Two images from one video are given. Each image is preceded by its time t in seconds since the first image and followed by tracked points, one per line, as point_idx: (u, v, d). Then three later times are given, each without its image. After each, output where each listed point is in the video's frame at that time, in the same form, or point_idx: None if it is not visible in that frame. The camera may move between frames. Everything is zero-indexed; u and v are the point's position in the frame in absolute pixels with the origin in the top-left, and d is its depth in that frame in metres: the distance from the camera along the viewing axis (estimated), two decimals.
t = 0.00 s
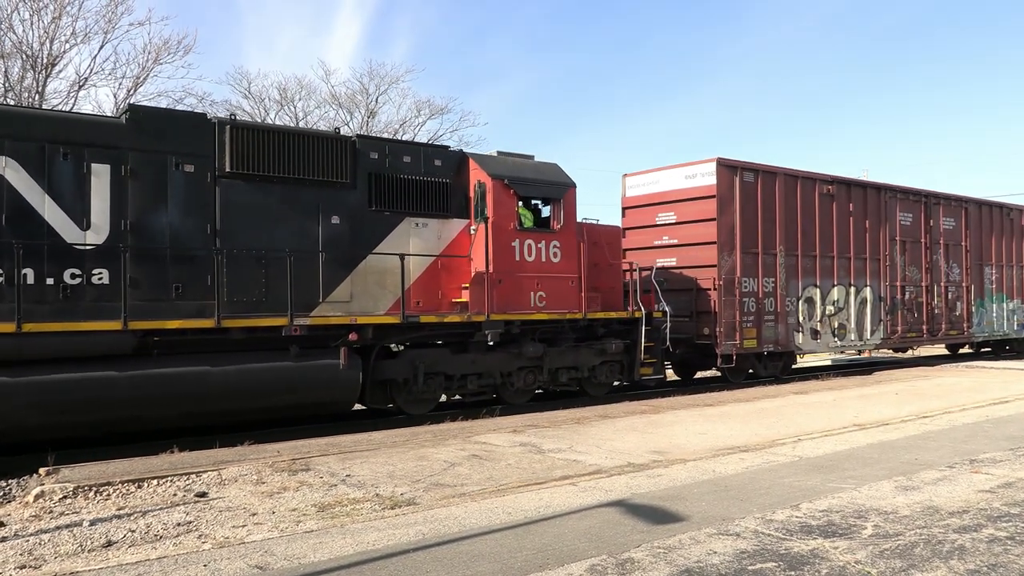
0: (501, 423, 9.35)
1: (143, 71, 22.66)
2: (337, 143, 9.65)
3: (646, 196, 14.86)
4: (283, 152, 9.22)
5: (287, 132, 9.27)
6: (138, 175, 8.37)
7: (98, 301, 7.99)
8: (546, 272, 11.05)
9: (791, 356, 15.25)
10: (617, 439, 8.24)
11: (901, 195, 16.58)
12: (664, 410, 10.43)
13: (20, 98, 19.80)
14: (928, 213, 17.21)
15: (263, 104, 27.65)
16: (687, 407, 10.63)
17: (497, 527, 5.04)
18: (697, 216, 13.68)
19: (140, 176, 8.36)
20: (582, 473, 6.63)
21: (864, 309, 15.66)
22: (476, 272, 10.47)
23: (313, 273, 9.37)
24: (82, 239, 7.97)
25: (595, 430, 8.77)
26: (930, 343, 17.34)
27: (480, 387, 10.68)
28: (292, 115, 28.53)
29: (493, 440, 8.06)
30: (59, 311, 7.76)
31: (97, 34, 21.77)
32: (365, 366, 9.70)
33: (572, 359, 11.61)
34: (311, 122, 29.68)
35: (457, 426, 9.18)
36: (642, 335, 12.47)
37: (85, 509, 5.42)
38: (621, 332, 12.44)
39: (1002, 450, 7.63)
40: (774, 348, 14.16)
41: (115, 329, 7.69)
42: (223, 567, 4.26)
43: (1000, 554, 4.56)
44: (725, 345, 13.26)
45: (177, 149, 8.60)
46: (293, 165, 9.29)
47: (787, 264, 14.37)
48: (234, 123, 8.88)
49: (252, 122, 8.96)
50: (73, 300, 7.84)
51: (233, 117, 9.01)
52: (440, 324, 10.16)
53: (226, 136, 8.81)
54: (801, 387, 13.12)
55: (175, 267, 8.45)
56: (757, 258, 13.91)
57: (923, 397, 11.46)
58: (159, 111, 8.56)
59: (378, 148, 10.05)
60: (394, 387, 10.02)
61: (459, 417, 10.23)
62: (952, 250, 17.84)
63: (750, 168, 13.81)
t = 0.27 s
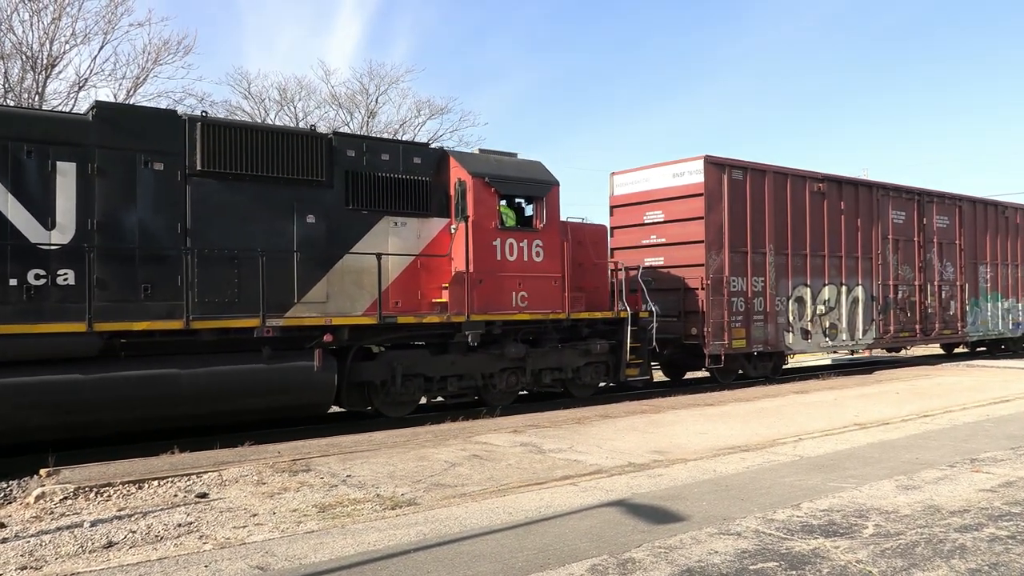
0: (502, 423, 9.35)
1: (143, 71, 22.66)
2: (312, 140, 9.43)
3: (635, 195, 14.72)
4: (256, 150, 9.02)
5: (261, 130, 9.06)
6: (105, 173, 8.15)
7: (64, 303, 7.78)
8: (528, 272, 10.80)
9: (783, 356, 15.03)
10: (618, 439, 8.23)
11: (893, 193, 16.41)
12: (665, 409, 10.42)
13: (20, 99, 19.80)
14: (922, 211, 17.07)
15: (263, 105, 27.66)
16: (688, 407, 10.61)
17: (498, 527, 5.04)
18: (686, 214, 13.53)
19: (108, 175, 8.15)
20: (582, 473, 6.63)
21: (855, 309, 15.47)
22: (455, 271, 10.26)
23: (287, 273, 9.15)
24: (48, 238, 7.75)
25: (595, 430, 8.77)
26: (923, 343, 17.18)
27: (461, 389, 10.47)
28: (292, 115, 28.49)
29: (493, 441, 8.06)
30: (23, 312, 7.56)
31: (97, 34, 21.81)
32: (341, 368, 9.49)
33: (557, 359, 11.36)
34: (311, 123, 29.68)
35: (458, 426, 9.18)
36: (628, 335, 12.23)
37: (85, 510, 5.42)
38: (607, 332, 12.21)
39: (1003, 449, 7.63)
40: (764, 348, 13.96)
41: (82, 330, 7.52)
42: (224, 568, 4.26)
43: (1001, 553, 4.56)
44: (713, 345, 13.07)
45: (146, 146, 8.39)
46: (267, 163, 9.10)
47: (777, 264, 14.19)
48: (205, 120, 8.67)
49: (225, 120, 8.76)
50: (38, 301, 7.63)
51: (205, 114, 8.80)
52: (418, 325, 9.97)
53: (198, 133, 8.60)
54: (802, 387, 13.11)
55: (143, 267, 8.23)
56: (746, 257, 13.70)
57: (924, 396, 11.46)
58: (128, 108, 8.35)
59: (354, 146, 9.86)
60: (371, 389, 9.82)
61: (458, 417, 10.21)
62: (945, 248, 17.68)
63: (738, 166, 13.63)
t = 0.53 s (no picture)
0: (502, 423, 9.35)
1: (144, 72, 22.67)
2: (286, 137, 9.18)
3: (622, 193, 14.58)
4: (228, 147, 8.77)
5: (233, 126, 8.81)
6: (71, 170, 7.93)
7: (28, 302, 7.60)
8: (509, 272, 10.54)
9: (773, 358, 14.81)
10: (618, 439, 8.23)
11: (886, 192, 16.16)
12: (665, 410, 10.45)
13: (21, 99, 19.81)
14: (915, 211, 16.81)
15: (264, 104, 27.67)
16: (689, 407, 10.62)
17: (498, 527, 5.04)
18: (673, 212, 13.41)
19: (73, 172, 7.94)
20: (583, 473, 6.63)
21: (847, 309, 15.22)
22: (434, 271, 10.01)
23: (260, 272, 8.94)
24: (10, 237, 7.56)
25: (595, 430, 8.76)
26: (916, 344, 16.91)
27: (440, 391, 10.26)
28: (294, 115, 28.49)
29: (494, 441, 8.06)
30: None
31: (97, 34, 21.84)
32: (315, 369, 9.29)
33: (540, 361, 11.11)
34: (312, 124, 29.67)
35: (458, 426, 9.18)
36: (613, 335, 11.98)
37: (85, 510, 5.42)
38: (591, 333, 11.96)
39: (1004, 449, 7.62)
40: (752, 350, 13.74)
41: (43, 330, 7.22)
42: (224, 568, 4.25)
43: (1001, 554, 4.55)
44: (701, 347, 12.87)
45: (113, 143, 8.14)
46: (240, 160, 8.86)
47: (766, 263, 13.98)
48: (175, 117, 8.43)
49: (195, 116, 8.51)
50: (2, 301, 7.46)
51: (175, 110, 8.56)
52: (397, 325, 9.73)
53: (167, 130, 8.37)
54: (802, 387, 13.08)
55: (110, 266, 8.03)
56: (734, 257, 13.48)
57: (925, 397, 11.46)
58: (95, 104, 8.12)
59: (331, 144, 9.61)
60: (347, 391, 9.64)
61: (457, 418, 10.16)
62: (939, 248, 17.41)
63: (726, 165, 13.43)
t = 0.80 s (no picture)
0: (503, 424, 9.36)
1: (144, 72, 22.68)
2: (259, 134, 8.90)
3: (608, 193, 14.29)
4: (199, 144, 8.50)
5: (205, 124, 8.55)
6: (34, 167, 7.64)
7: None
8: (488, 272, 10.32)
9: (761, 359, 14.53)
10: (619, 440, 8.23)
11: (879, 192, 15.87)
12: (666, 410, 10.49)
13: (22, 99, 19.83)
14: (908, 210, 16.50)
15: (264, 105, 27.67)
16: (690, 408, 10.66)
17: (498, 528, 5.04)
18: (659, 212, 13.11)
19: (37, 169, 7.64)
20: (583, 474, 6.64)
21: (838, 310, 14.96)
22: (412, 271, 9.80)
23: (231, 272, 8.67)
24: None
25: (596, 431, 8.76)
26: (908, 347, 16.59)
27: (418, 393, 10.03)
28: (295, 115, 28.47)
29: (494, 441, 8.07)
30: None
31: (98, 34, 21.86)
32: (288, 371, 9.07)
33: (521, 363, 10.87)
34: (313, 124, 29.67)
35: (458, 427, 9.19)
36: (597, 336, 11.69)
37: (86, 510, 5.42)
38: (574, 334, 11.67)
39: (1005, 450, 7.62)
40: (741, 352, 13.50)
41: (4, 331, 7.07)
42: (224, 568, 4.25)
43: (1002, 555, 4.55)
44: (687, 348, 12.66)
45: (76, 139, 7.85)
46: (210, 157, 8.58)
47: (755, 264, 13.71)
48: (144, 113, 8.16)
49: (164, 112, 8.24)
50: None
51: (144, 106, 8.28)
52: (373, 326, 9.51)
53: (135, 127, 8.11)
54: (803, 388, 13.08)
55: (74, 266, 7.75)
56: (722, 257, 13.22)
57: (926, 398, 11.46)
58: (60, 99, 7.84)
59: (306, 141, 9.32)
60: (322, 394, 9.40)
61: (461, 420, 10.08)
62: (933, 249, 17.10)
63: (714, 164, 13.14)
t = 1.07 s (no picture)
0: (504, 424, 9.37)
1: (145, 73, 22.71)
2: (230, 132, 8.72)
3: (595, 191, 14.13)
4: (168, 142, 8.33)
5: (174, 121, 8.37)
6: None
7: None
8: (468, 272, 10.05)
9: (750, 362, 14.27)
10: (620, 440, 8.23)
11: (871, 190, 15.63)
12: (668, 410, 10.51)
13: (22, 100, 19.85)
14: (900, 208, 16.27)
15: (265, 106, 27.67)
16: (692, 408, 10.67)
17: (500, 528, 5.04)
18: (645, 211, 12.93)
19: None
20: (585, 474, 6.64)
21: (829, 310, 14.73)
22: (389, 271, 9.53)
23: (201, 273, 8.46)
24: None
25: (597, 431, 8.76)
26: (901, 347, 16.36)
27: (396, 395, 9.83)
28: (296, 116, 28.46)
29: (496, 441, 8.08)
30: None
31: (99, 36, 21.90)
32: (260, 373, 8.81)
33: (503, 364, 10.66)
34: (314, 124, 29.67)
35: (459, 427, 9.20)
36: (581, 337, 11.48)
37: (88, 511, 5.42)
38: (557, 335, 11.44)
39: (1007, 450, 7.62)
40: (729, 353, 13.27)
41: None
42: (226, 569, 4.26)
43: (1004, 555, 4.54)
44: (674, 349, 12.45)
45: (41, 137, 7.67)
46: (181, 155, 8.40)
47: (744, 263, 13.51)
48: (111, 110, 7.99)
49: (132, 109, 8.07)
50: None
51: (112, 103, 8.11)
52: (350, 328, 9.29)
53: (102, 125, 7.93)
54: (805, 388, 13.07)
55: (39, 267, 7.57)
56: (710, 257, 13.02)
57: (928, 398, 11.46)
58: (24, 96, 7.67)
59: (279, 139, 9.13)
60: (296, 396, 9.15)
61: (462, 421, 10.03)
62: (927, 248, 16.86)
63: (701, 162, 12.94)
